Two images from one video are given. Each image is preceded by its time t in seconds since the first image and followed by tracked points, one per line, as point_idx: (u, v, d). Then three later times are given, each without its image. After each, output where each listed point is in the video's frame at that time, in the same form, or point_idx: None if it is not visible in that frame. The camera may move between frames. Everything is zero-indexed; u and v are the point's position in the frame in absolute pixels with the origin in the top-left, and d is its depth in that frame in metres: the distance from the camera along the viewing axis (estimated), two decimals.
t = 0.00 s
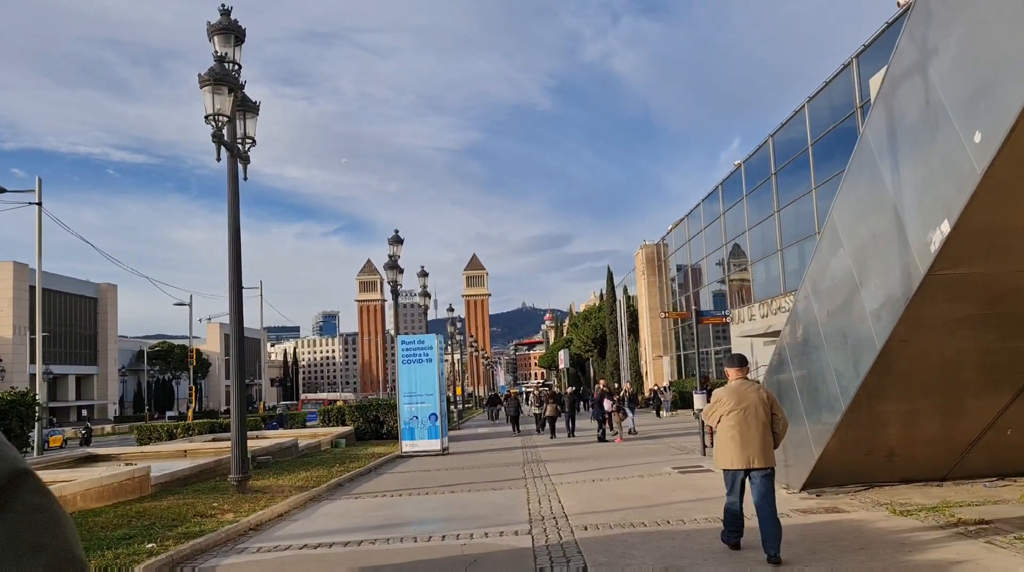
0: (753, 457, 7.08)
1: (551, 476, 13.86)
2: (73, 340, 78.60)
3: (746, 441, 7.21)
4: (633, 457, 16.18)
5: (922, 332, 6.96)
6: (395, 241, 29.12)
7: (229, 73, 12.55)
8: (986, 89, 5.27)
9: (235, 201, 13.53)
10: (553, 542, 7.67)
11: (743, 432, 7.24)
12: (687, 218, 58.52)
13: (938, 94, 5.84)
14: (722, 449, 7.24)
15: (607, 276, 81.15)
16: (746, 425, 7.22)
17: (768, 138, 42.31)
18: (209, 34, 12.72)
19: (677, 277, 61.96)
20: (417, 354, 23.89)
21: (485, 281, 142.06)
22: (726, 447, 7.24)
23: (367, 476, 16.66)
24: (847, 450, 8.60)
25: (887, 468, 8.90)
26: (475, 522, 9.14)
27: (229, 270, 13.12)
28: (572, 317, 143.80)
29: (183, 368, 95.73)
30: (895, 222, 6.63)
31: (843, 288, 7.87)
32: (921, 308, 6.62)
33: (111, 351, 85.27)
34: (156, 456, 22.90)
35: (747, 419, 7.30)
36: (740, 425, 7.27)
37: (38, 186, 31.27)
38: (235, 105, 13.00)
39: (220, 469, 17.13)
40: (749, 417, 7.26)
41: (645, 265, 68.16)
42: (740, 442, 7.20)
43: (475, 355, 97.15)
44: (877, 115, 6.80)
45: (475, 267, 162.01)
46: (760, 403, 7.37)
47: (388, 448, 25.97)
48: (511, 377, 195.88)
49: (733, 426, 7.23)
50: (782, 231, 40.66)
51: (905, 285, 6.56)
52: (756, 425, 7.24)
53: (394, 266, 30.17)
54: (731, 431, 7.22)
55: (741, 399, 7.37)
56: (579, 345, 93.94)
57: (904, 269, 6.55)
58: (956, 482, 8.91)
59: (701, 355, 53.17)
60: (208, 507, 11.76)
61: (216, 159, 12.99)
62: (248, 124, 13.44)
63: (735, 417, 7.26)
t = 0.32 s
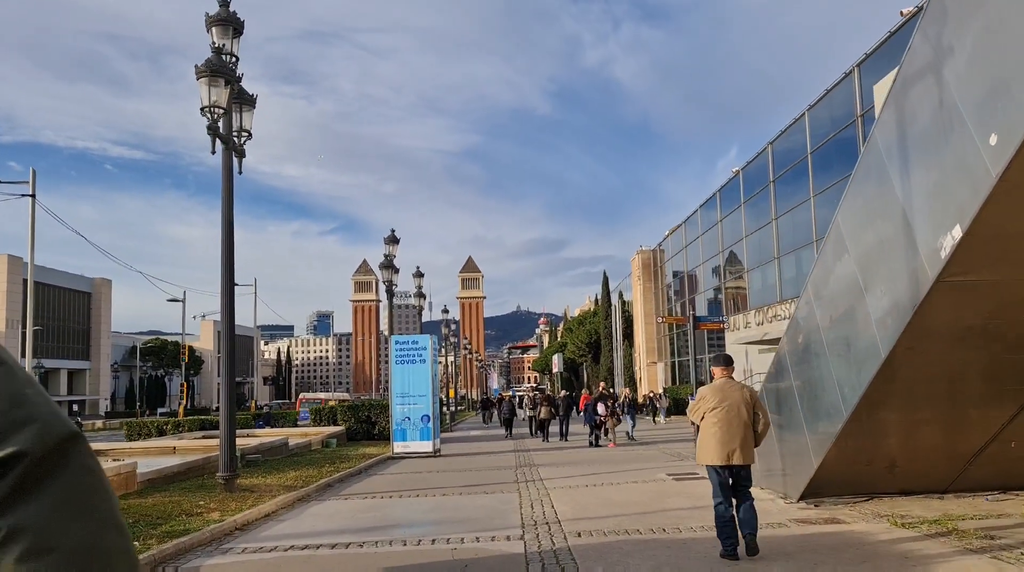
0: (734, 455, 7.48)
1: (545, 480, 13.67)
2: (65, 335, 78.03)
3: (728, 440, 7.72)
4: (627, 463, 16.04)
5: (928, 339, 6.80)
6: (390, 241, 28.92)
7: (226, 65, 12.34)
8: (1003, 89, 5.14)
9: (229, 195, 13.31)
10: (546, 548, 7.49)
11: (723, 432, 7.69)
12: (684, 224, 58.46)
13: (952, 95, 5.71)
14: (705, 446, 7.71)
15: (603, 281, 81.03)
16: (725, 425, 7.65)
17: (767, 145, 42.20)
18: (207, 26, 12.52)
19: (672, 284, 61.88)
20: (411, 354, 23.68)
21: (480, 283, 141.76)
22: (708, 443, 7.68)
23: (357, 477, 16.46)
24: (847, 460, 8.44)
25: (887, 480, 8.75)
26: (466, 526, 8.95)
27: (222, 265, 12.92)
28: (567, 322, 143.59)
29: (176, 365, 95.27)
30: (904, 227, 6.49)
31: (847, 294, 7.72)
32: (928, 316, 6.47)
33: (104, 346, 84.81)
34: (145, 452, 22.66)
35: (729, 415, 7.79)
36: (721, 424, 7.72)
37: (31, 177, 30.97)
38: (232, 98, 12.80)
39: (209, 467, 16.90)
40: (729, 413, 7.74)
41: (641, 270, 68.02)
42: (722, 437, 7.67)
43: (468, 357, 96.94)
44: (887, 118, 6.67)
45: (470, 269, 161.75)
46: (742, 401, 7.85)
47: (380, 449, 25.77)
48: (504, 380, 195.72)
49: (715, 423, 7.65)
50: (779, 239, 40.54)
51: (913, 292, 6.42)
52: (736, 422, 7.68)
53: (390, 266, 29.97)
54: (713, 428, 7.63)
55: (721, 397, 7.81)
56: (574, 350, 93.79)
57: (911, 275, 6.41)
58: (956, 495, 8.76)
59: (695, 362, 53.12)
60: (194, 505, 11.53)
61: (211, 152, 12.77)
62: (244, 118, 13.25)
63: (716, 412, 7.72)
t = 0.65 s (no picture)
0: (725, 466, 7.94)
1: (543, 486, 13.43)
2: (62, 334, 77.74)
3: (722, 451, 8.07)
4: (626, 469, 15.81)
5: (941, 347, 6.60)
6: (389, 242, 28.70)
7: (223, 60, 12.13)
8: None
9: (225, 193, 13.07)
10: (545, 558, 7.26)
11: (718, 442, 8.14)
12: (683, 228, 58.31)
13: (971, 93, 5.54)
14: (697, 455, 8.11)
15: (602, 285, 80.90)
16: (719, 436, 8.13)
17: (768, 150, 42.07)
18: (205, 21, 12.31)
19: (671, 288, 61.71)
20: (408, 356, 23.46)
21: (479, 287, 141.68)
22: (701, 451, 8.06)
23: (352, 481, 16.21)
24: (854, 469, 8.24)
25: (896, 489, 8.55)
26: (463, 533, 8.72)
27: (217, 264, 12.68)
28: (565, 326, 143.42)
29: (172, 365, 94.82)
30: (918, 230, 6.31)
31: (857, 298, 7.54)
32: (943, 323, 6.28)
33: (100, 346, 84.42)
34: (138, 453, 22.40)
35: (726, 426, 8.18)
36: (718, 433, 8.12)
37: (27, 174, 30.72)
38: (228, 94, 12.58)
39: (201, 469, 16.65)
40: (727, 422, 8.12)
41: (640, 275, 67.85)
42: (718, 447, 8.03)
43: (466, 360, 96.62)
44: (902, 117, 6.49)
45: (468, 272, 161.54)
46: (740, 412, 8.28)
47: (377, 452, 25.49)
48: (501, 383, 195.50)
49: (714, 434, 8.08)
50: (779, 244, 40.39)
51: (928, 297, 6.23)
52: (735, 434, 8.08)
53: (388, 268, 29.78)
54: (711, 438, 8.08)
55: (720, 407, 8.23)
56: (571, 354, 93.60)
57: (926, 280, 6.23)
58: (965, 506, 8.56)
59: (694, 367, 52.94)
60: (184, 509, 11.28)
61: (207, 149, 12.53)
62: (241, 114, 13.04)
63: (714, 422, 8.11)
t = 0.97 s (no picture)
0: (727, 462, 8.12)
1: (543, 489, 13.24)
2: (55, 335, 77.19)
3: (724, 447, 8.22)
4: (627, 472, 15.63)
5: (959, 347, 6.42)
6: (386, 243, 28.47)
7: (220, 54, 11.92)
8: None
9: (220, 190, 12.85)
10: (550, 564, 7.06)
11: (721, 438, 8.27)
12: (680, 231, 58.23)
13: (995, 85, 5.37)
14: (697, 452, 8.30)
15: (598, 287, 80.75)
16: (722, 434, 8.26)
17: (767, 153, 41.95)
18: (201, 14, 12.11)
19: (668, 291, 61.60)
20: (405, 358, 23.27)
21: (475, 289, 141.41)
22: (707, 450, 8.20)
23: (348, 484, 15.97)
24: (865, 473, 8.07)
25: (905, 494, 8.37)
26: (464, 538, 8.51)
27: (213, 263, 12.47)
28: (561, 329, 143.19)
29: (166, 367, 94.26)
30: (937, 228, 6.13)
31: (871, 298, 7.36)
32: (963, 323, 6.10)
33: (94, 347, 83.83)
34: (131, 455, 22.11)
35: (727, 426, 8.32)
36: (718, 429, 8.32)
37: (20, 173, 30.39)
38: (225, 90, 12.39)
39: (195, 471, 16.40)
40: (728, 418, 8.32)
41: (637, 278, 67.75)
42: (719, 444, 8.22)
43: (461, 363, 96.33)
44: (920, 111, 6.32)
45: (464, 274, 161.32)
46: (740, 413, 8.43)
47: (372, 454, 25.26)
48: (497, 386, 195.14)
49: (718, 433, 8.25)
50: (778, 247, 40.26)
51: (947, 296, 6.05)
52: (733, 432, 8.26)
53: (385, 269, 29.54)
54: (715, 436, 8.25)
55: (720, 404, 8.48)
56: (567, 357, 93.41)
57: (945, 278, 6.06)
58: (977, 511, 8.38)
59: (690, 370, 52.83)
60: (178, 512, 11.03)
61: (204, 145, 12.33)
62: (238, 111, 12.86)
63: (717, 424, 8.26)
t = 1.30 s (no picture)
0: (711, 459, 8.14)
1: (532, 487, 13.07)
2: (36, 331, 76.06)
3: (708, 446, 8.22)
4: (616, 469, 15.49)
5: (961, 340, 6.29)
6: (372, 238, 28.17)
7: (201, 43, 11.61)
8: None
9: (202, 182, 12.53)
10: (542, 564, 6.89)
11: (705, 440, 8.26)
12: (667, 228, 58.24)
13: (999, 72, 5.25)
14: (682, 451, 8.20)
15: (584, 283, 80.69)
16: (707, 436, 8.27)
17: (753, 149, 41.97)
18: (183, 2, 11.80)
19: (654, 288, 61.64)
20: (392, 354, 23.05)
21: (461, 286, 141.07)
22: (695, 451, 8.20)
23: (333, 482, 15.73)
24: (860, 470, 7.95)
25: (901, 491, 8.28)
26: (453, 538, 8.32)
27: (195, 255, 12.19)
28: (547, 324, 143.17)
29: (149, 363, 93.20)
30: (939, 219, 6.01)
31: (868, 292, 7.24)
32: (964, 316, 5.98)
33: (76, 343, 82.72)
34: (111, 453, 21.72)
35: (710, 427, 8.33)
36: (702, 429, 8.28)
37: None
38: (207, 79, 12.08)
39: (177, 469, 16.09)
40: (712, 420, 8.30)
41: (623, 274, 67.76)
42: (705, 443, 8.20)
43: (447, 359, 96.04)
44: (921, 101, 6.20)
45: (450, 270, 160.91)
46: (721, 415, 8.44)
47: (358, 451, 25.03)
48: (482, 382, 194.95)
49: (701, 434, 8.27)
50: (764, 243, 40.31)
51: (948, 289, 5.93)
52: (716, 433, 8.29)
53: (370, 264, 29.25)
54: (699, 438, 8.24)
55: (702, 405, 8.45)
56: (553, 353, 93.40)
57: (946, 271, 5.93)
58: (973, 508, 8.30)
59: (676, 366, 52.93)
60: (159, 511, 10.76)
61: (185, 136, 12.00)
62: (221, 101, 12.56)
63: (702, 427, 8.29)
